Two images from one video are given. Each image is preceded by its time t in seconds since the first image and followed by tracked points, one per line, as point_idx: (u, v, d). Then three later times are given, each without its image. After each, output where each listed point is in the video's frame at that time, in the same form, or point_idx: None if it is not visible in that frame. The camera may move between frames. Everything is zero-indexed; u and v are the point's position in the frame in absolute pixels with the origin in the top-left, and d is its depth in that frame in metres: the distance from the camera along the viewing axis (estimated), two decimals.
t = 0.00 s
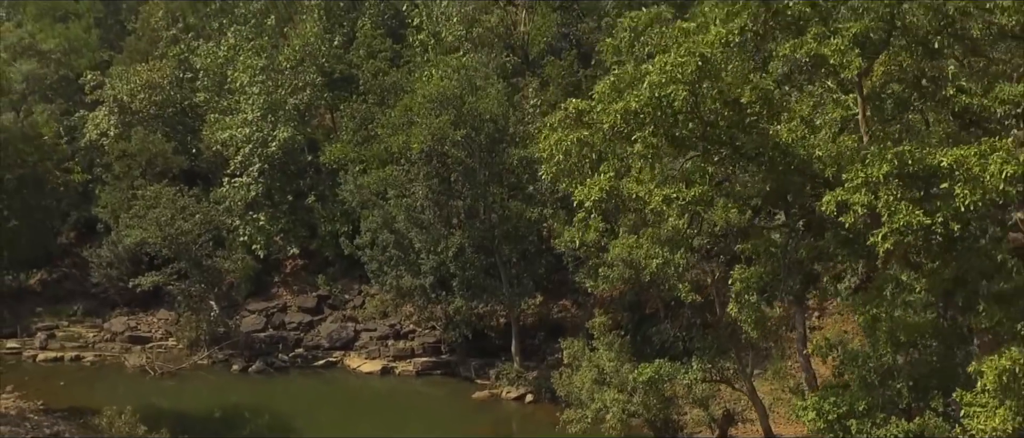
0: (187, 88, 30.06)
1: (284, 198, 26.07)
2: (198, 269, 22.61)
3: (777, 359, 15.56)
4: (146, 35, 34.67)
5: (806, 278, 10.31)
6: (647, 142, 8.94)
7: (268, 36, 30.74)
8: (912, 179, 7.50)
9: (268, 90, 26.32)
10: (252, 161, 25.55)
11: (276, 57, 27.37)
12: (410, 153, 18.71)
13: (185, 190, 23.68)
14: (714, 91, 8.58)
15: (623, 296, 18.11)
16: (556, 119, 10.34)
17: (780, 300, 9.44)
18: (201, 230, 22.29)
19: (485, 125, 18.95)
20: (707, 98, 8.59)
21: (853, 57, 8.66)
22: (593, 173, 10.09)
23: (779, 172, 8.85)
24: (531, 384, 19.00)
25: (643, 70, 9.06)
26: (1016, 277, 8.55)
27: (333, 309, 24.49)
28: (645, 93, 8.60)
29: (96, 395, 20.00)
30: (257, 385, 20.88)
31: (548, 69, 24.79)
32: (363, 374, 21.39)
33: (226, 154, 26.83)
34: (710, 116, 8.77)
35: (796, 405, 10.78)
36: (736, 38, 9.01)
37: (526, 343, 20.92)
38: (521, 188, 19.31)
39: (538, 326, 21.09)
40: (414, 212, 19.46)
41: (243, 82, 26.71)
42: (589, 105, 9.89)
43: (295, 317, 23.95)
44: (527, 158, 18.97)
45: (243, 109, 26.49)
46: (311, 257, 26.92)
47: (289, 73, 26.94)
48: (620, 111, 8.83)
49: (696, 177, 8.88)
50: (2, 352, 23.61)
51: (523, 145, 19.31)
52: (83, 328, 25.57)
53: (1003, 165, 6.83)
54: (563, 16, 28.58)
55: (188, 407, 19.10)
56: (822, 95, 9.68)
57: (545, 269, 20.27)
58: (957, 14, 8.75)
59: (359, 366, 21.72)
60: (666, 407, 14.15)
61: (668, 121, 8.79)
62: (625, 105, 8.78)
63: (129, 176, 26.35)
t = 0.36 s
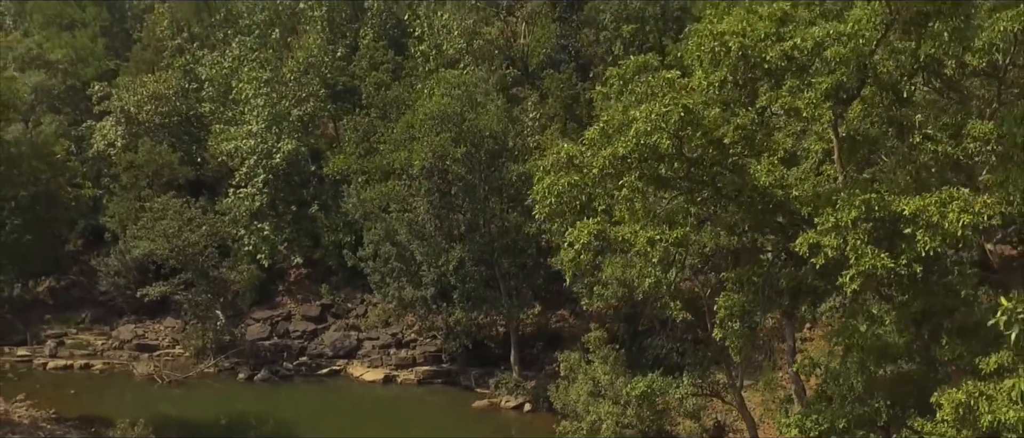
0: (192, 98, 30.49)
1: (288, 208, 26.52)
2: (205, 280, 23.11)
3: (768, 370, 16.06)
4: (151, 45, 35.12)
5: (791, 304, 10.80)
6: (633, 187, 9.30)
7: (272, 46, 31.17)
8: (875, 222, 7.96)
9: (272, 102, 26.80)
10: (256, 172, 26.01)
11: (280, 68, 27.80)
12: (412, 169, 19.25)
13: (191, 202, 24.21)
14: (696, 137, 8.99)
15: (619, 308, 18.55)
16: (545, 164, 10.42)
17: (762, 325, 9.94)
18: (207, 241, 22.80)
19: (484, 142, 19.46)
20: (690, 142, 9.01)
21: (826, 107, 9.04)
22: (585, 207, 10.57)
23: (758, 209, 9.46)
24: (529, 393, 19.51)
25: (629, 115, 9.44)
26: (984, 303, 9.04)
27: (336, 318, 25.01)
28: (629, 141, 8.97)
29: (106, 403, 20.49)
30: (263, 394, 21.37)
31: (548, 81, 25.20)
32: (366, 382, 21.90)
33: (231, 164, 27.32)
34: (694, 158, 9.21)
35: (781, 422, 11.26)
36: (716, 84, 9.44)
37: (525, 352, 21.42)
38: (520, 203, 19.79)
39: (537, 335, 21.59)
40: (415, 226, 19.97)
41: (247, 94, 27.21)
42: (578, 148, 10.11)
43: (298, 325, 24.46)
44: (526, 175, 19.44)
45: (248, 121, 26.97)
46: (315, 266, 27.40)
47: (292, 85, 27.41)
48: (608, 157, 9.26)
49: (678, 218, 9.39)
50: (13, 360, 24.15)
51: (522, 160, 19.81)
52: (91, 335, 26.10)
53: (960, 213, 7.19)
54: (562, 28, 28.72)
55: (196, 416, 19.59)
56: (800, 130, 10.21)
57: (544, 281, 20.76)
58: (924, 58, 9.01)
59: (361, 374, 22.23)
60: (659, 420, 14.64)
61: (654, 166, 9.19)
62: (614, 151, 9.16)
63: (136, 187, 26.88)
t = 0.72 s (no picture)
0: (196, 108, 30.87)
1: (292, 217, 26.96)
2: (210, 289, 23.48)
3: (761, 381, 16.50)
4: (155, 55, 35.57)
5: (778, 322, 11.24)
6: (622, 219, 9.68)
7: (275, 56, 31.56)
8: (852, 255, 8.59)
9: (275, 112, 27.20)
10: (259, 182, 26.36)
11: (283, 78, 28.15)
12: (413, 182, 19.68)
13: (196, 212, 24.65)
14: (683, 171, 9.37)
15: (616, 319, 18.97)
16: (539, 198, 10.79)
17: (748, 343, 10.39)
18: (212, 251, 23.25)
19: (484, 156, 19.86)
20: (677, 176, 9.39)
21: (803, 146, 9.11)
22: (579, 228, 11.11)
23: (742, 240, 9.90)
24: (528, 401, 19.94)
25: (620, 151, 9.72)
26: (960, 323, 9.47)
27: (339, 326, 25.48)
28: (620, 176, 9.32)
29: (113, 410, 20.90)
30: (267, 402, 21.78)
31: (547, 92, 25.57)
32: (368, 390, 22.33)
33: (235, 174, 27.75)
34: (682, 190, 9.64)
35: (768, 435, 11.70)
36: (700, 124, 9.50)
37: (525, 360, 21.86)
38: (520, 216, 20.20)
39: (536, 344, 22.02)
40: (416, 237, 20.39)
41: (251, 104, 27.63)
42: (572, 181, 10.50)
43: (302, 333, 24.94)
44: (525, 188, 19.84)
45: (252, 131, 27.37)
46: (317, 273, 27.80)
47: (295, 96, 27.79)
48: (601, 191, 9.53)
49: (665, 249, 9.63)
50: (20, 366, 24.54)
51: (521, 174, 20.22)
52: (97, 342, 26.54)
53: (929, 249, 7.91)
54: (560, 37, 28.54)
55: (201, 423, 19.99)
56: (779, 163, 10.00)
57: (543, 291, 21.17)
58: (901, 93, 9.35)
59: (364, 382, 22.67)
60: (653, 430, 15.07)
61: (642, 199, 9.56)
62: (606, 186, 9.49)
63: (142, 196, 27.35)
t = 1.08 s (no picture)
0: (201, 118, 31.37)
1: (295, 228, 27.44)
2: (215, 300, 23.92)
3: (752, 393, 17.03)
4: (161, 66, 36.11)
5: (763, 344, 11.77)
6: (611, 256, 10.34)
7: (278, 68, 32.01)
8: (826, 290, 9.04)
9: (279, 124, 27.66)
10: (263, 193, 26.85)
11: (286, 91, 28.63)
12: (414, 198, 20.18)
13: (202, 224, 25.19)
14: (670, 207, 9.74)
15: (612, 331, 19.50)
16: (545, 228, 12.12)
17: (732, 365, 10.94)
18: (217, 263, 23.78)
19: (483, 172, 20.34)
20: (663, 214, 9.77)
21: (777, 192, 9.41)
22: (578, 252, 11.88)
23: (725, 272, 10.38)
24: (527, 411, 20.48)
25: (609, 190, 10.34)
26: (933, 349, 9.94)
27: (341, 335, 26.06)
28: (609, 216, 9.80)
29: (122, 419, 21.42)
30: (271, 411, 22.29)
31: (546, 104, 26.04)
32: (371, 399, 22.87)
33: (239, 185, 28.24)
34: (670, 225, 10.08)
35: None
36: (683, 169, 9.75)
37: (523, 370, 22.39)
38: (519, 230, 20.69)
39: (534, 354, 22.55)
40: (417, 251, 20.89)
41: (255, 117, 28.13)
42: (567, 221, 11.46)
43: (305, 342, 25.50)
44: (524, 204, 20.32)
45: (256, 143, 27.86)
46: (320, 283, 28.30)
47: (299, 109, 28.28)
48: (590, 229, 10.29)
49: (652, 283, 10.23)
50: (30, 375, 25.06)
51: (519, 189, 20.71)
52: (104, 351, 27.07)
53: (895, 288, 8.39)
54: (559, 49, 28.91)
55: (207, 433, 20.50)
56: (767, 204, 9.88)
57: (541, 303, 21.67)
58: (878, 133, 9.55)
59: (366, 391, 23.22)
60: None
61: (631, 235, 10.06)
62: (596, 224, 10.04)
63: (148, 207, 27.89)
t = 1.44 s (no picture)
0: (204, 128, 31.75)
1: (298, 237, 27.84)
2: (220, 309, 24.38)
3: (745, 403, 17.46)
4: (165, 75, 36.53)
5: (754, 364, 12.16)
6: (604, 283, 10.75)
7: (282, 79, 32.48)
8: (808, 316, 9.45)
9: (282, 135, 28.07)
10: (266, 202, 27.16)
11: (289, 102, 29.08)
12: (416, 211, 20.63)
13: (206, 235, 25.60)
14: (661, 236, 10.22)
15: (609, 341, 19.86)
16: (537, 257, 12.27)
17: (721, 381, 11.39)
18: (222, 272, 24.19)
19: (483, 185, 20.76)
20: (653, 241, 10.21)
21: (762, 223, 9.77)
22: (573, 276, 12.16)
23: (713, 297, 10.77)
24: (526, 419, 20.93)
25: (602, 219, 10.75)
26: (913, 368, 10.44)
27: (344, 343, 26.58)
28: (601, 246, 10.44)
29: (128, 427, 21.79)
30: (276, 418, 22.70)
31: (545, 116, 26.46)
32: (373, 406, 23.30)
33: (242, 194, 28.64)
34: (659, 253, 10.47)
35: None
36: (671, 203, 9.98)
37: (522, 378, 22.85)
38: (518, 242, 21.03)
39: (533, 362, 23.02)
40: (418, 262, 21.27)
41: (258, 127, 28.52)
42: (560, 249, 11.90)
43: (308, 349, 25.99)
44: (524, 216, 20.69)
45: (259, 154, 28.24)
46: (322, 291, 28.71)
47: (301, 119, 28.62)
48: (584, 258, 10.79)
49: (642, 308, 10.64)
50: (37, 383, 25.42)
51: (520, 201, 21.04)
52: (109, 358, 27.47)
53: (871, 317, 8.78)
54: (558, 61, 29.35)
55: None
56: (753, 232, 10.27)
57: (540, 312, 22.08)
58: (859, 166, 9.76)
59: (369, 398, 23.64)
60: None
61: (624, 263, 10.48)
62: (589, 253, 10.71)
63: (153, 215, 28.25)
